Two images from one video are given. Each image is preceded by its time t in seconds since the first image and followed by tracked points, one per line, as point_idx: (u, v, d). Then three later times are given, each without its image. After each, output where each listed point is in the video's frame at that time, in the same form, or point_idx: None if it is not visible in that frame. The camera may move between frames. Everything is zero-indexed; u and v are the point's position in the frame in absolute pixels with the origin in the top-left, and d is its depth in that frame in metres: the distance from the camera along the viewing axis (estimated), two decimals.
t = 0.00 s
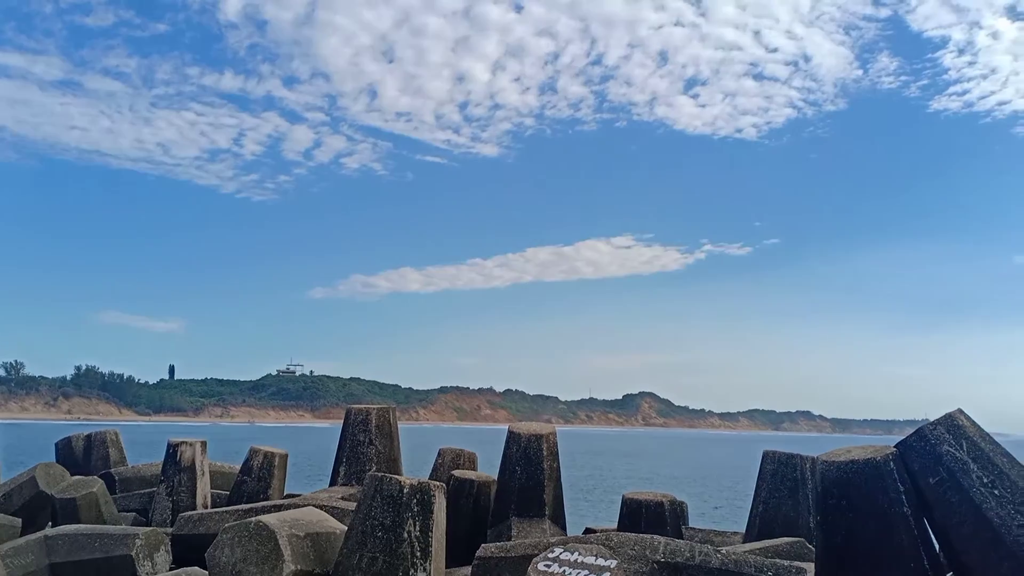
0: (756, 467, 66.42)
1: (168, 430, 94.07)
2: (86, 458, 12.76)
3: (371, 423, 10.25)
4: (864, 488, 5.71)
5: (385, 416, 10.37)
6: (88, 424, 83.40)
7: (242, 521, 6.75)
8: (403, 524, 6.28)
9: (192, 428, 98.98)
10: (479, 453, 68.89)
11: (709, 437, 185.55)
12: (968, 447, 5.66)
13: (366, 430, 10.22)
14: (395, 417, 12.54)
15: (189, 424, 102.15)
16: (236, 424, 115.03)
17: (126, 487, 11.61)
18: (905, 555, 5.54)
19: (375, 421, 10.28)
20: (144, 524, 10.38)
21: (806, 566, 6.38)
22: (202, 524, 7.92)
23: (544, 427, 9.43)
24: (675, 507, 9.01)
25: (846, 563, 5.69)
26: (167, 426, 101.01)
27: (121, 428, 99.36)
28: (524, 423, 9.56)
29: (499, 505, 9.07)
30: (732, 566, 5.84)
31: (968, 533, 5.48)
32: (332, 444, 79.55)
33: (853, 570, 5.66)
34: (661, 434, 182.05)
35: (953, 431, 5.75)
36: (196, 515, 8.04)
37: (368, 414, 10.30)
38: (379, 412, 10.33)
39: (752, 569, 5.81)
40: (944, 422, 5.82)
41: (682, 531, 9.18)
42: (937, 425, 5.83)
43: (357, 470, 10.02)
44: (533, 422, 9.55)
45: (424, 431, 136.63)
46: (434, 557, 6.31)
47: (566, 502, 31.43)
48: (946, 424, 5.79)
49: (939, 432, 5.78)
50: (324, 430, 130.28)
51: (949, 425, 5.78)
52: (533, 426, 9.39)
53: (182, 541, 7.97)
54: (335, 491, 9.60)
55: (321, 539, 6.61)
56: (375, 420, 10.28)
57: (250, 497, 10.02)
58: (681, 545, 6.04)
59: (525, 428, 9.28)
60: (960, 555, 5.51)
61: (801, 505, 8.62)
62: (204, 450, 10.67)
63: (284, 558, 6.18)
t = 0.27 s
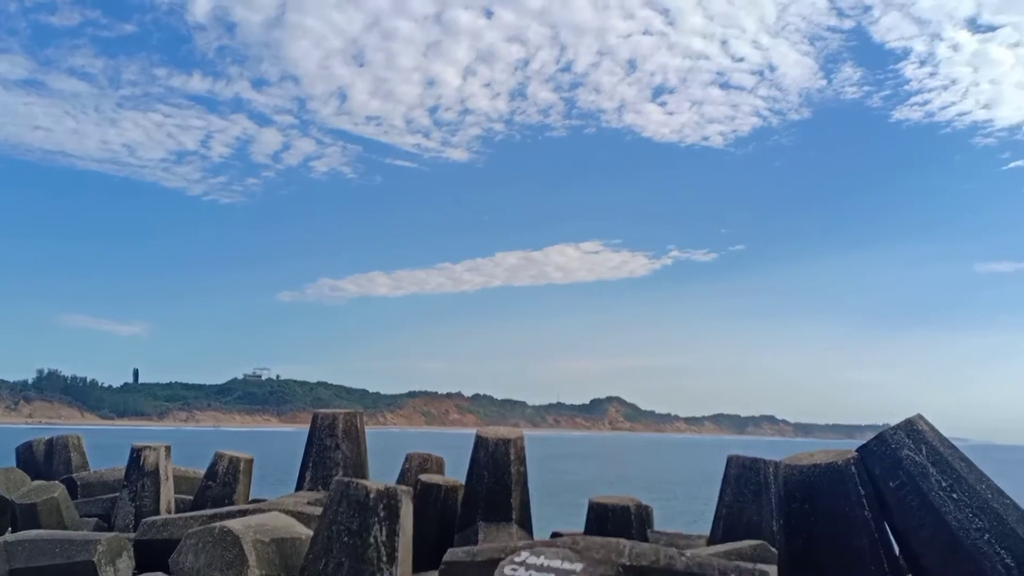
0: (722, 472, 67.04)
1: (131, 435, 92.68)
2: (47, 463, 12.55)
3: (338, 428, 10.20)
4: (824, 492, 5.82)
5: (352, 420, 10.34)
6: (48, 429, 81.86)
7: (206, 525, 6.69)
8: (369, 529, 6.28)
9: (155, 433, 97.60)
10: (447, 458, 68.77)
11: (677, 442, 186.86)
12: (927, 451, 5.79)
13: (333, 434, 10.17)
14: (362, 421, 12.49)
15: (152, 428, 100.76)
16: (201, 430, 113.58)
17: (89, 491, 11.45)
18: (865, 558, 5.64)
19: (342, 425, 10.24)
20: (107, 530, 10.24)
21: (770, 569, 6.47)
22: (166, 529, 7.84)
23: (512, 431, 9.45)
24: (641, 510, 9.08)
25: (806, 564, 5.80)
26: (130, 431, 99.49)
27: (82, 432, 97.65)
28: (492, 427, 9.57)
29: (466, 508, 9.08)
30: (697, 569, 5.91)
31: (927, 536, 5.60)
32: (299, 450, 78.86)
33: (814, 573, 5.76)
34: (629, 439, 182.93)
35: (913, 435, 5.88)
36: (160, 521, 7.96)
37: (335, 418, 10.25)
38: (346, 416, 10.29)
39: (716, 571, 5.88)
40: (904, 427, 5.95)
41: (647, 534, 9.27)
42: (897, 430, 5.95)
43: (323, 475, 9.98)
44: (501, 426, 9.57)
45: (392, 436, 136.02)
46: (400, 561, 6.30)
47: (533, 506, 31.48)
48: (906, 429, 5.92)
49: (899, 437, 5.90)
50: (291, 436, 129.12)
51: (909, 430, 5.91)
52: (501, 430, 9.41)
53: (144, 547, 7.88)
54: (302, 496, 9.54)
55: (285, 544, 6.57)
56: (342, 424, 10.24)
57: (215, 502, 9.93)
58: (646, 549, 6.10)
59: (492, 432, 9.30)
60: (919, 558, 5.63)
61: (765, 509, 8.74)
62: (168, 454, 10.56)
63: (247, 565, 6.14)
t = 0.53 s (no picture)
0: (677, 473, 67.67)
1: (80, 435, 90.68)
2: None
3: (292, 429, 10.06)
4: (778, 493, 5.87)
5: (307, 422, 10.20)
6: None
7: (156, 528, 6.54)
8: (323, 532, 6.19)
9: (105, 433, 95.62)
10: (403, 459, 68.43)
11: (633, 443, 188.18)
12: (878, 453, 5.88)
13: (288, 436, 10.03)
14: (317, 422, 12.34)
15: (102, 428, 98.69)
16: (153, 431, 111.55)
17: (35, 493, 11.15)
18: (818, 559, 5.70)
19: (297, 427, 10.10)
20: (53, 532, 9.97)
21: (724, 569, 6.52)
22: (115, 532, 7.66)
23: (469, 433, 9.40)
24: (597, 512, 9.10)
25: (759, 565, 5.84)
26: (79, 431, 97.32)
27: (29, 433, 95.28)
28: (449, 428, 9.52)
29: (422, 511, 9.02)
30: (652, 570, 5.93)
31: (877, 537, 5.68)
32: (253, 451, 77.84)
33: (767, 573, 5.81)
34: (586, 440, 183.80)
35: (864, 437, 5.96)
36: (108, 523, 7.77)
37: (290, 420, 10.11)
38: (301, 418, 10.16)
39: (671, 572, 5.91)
40: (856, 429, 6.03)
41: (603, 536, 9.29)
42: (850, 432, 6.03)
43: (277, 477, 9.84)
44: (458, 428, 9.51)
45: (349, 437, 134.93)
46: (354, 564, 6.23)
47: (490, 508, 31.45)
48: (857, 431, 6.00)
49: (852, 438, 5.98)
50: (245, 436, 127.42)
51: (861, 432, 5.99)
52: (458, 431, 9.36)
53: (92, 550, 7.68)
54: (254, 498, 9.39)
55: (238, 547, 6.45)
56: (296, 426, 10.10)
57: (165, 504, 9.73)
58: (602, 550, 6.10)
59: (449, 434, 9.25)
60: (870, 558, 5.71)
61: (720, 510, 8.82)
62: (117, 455, 10.32)
63: (198, 568, 6.01)
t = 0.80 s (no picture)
0: (641, 469, 68.19)
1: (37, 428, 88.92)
2: None
3: (255, 424, 9.96)
4: (740, 488, 5.93)
5: (270, 416, 10.10)
6: None
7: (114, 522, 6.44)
8: (285, 527, 6.14)
9: (63, 427, 93.87)
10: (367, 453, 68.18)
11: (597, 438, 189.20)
12: (837, 449, 5.96)
13: (250, 430, 9.93)
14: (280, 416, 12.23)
15: (60, 421, 96.87)
16: (112, 424, 109.76)
17: None
18: (779, 554, 5.78)
19: (259, 421, 10.00)
20: (9, 526, 9.78)
21: (686, 564, 6.59)
22: (73, 526, 7.53)
23: (434, 428, 9.38)
24: (561, 507, 9.13)
25: (720, 559, 5.90)
26: (36, 424, 95.44)
27: None
28: (414, 424, 9.48)
29: (386, 506, 8.98)
30: (615, 565, 5.96)
31: (836, 532, 5.76)
32: (215, 445, 76.94)
33: (728, 566, 5.87)
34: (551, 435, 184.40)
35: (824, 433, 6.04)
36: (66, 517, 7.63)
37: (252, 414, 10.00)
38: (264, 412, 10.06)
39: (634, 568, 5.95)
40: (816, 425, 6.11)
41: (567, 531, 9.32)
42: (810, 428, 6.11)
43: (239, 471, 9.74)
44: (423, 423, 9.48)
45: (313, 432, 133.92)
46: (317, 559, 6.18)
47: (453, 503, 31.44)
48: (817, 428, 6.08)
49: (811, 435, 6.06)
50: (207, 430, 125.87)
51: (821, 428, 6.07)
52: (423, 426, 9.33)
53: (48, 544, 7.54)
54: (215, 493, 9.29)
55: (198, 542, 6.38)
56: (259, 421, 10.00)
57: (125, 498, 9.59)
58: (565, 544, 6.12)
59: (414, 429, 9.21)
60: (828, 554, 5.79)
61: (682, 504, 8.89)
62: (76, 449, 10.15)
63: (157, 563, 5.93)
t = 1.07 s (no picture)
0: (608, 461, 68.65)
1: None
2: None
3: (220, 416, 9.86)
4: (705, 480, 5.98)
5: (236, 408, 10.00)
6: None
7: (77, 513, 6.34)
8: (250, 519, 6.08)
9: (23, 418, 92.21)
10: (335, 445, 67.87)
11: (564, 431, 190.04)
12: (802, 443, 6.03)
13: (215, 422, 9.83)
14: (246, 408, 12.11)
15: (20, 412, 95.06)
16: (74, 415, 108.08)
17: None
18: (743, 545, 5.84)
19: (225, 413, 9.90)
20: None
21: (652, 556, 6.64)
22: (34, 518, 7.40)
23: (402, 420, 9.34)
24: (529, 500, 9.15)
25: (686, 551, 5.95)
26: None
27: None
28: (382, 416, 9.44)
29: (353, 499, 8.93)
30: (582, 557, 5.99)
31: (800, 524, 5.83)
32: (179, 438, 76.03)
33: (693, 558, 5.92)
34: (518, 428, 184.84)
35: (789, 427, 6.11)
36: (27, 508, 7.50)
37: (218, 406, 9.90)
38: (229, 404, 9.95)
39: (601, 560, 5.98)
40: (781, 419, 6.18)
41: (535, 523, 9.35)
42: (775, 422, 6.17)
43: (204, 463, 9.65)
44: (391, 415, 9.44)
45: (279, 423, 132.91)
46: (283, 552, 6.14)
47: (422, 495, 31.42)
48: (783, 421, 6.15)
49: (776, 428, 6.12)
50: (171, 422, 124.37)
51: (786, 422, 6.13)
52: (391, 419, 9.29)
53: (8, 536, 7.41)
54: (180, 484, 9.19)
55: (162, 534, 6.29)
56: (225, 412, 9.90)
57: (87, 490, 9.45)
58: (533, 536, 6.13)
59: (382, 421, 9.17)
60: (793, 546, 5.86)
61: (648, 497, 8.96)
62: (37, 439, 9.97)
63: (120, 554, 5.85)
